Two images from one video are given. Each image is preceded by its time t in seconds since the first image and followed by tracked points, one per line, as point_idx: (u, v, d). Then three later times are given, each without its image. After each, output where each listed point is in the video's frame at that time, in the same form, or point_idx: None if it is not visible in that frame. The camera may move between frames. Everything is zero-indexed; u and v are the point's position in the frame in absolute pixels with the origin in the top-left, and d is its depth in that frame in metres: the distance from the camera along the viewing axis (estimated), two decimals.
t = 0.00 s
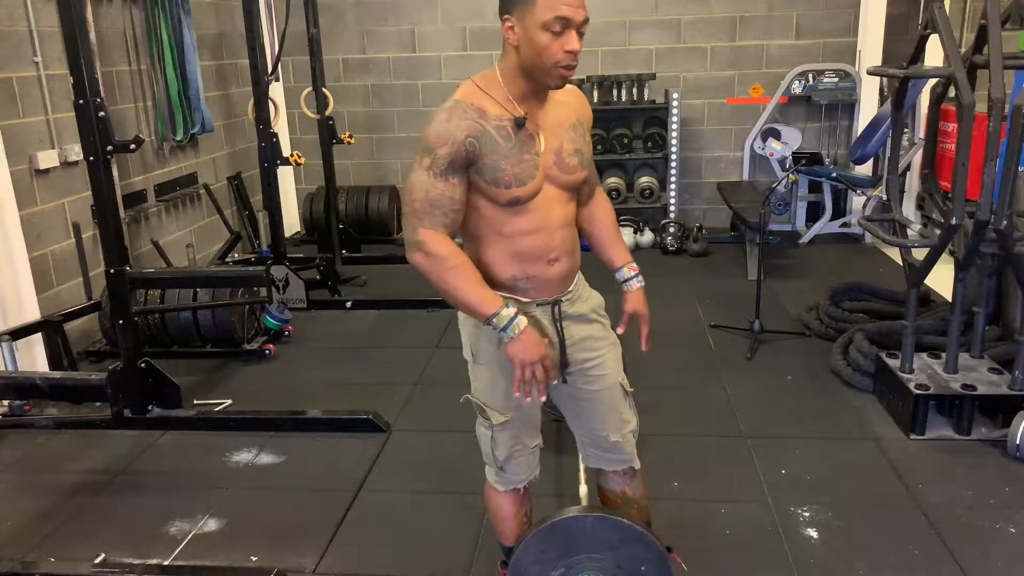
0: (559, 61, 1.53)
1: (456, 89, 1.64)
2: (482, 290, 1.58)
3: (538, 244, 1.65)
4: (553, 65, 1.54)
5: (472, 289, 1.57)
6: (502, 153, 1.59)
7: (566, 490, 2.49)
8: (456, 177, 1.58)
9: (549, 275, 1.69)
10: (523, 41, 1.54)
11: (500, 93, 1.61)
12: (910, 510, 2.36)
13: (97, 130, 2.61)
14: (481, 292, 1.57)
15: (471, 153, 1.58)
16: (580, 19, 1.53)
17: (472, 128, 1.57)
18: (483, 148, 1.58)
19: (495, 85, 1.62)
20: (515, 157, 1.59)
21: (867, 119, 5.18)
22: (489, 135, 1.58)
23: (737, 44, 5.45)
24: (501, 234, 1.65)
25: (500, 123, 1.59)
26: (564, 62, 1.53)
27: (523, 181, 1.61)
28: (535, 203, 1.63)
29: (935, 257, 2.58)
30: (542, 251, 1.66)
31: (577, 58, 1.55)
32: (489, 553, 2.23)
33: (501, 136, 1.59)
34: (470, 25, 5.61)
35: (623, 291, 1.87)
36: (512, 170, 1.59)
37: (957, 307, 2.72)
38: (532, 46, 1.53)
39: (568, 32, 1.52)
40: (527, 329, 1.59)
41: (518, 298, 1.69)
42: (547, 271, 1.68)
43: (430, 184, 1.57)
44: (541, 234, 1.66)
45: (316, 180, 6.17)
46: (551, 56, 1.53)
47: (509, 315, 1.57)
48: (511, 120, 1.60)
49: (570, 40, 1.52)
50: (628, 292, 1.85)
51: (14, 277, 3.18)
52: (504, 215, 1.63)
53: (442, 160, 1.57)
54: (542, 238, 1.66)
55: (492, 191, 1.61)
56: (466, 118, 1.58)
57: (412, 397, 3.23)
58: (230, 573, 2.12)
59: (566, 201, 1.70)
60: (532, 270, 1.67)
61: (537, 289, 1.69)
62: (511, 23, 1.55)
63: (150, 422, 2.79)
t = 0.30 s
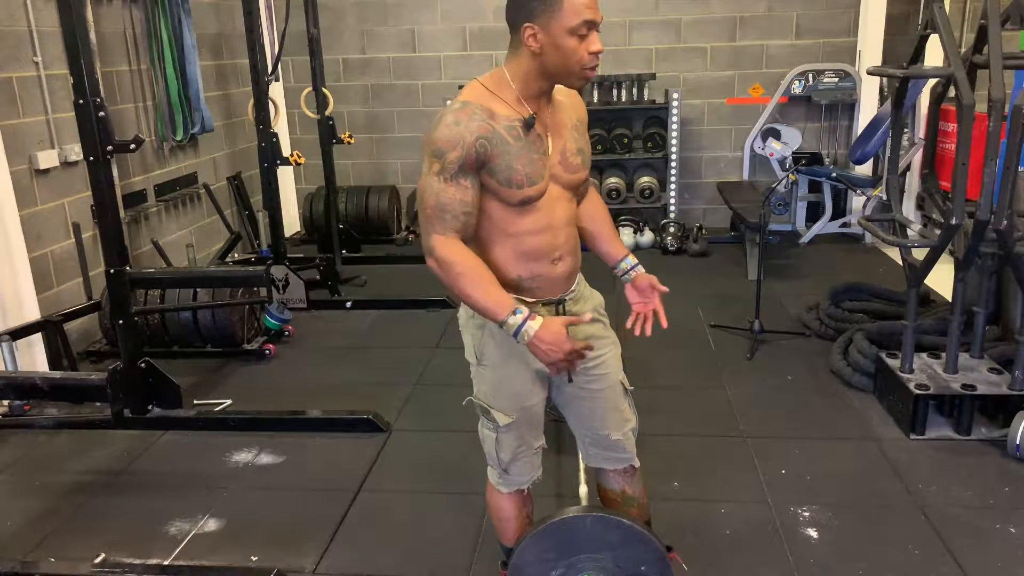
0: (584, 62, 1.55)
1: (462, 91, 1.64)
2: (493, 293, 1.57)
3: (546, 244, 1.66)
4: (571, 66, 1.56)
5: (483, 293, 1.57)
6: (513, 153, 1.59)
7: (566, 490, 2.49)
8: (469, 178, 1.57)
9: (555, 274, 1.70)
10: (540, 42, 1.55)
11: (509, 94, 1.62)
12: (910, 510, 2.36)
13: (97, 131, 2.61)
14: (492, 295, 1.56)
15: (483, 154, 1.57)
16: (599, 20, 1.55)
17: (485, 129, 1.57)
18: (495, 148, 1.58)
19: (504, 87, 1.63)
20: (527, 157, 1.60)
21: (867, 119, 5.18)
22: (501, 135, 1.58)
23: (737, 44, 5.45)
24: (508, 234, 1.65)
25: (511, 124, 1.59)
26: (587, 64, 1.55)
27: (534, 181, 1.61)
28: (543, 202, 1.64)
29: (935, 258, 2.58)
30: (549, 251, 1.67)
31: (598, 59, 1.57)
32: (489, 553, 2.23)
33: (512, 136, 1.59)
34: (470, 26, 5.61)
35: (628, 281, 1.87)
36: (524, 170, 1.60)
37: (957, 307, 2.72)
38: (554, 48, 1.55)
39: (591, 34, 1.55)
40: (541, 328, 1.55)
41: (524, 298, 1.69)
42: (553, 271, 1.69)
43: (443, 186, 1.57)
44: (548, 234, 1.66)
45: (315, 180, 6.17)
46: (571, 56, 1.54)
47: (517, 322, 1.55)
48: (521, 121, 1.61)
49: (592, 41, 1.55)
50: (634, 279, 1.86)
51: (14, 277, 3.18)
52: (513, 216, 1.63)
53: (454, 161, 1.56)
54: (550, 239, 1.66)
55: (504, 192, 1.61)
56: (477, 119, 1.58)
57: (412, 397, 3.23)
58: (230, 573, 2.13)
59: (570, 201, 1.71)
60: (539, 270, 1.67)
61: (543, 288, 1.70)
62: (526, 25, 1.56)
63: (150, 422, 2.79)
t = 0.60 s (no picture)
0: (557, 52, 1.53)
1: (460, 92, 1.65)
2: (488, 298, 1.58)
3: (547, 247, 1.66)
4: (555, 59, 1.54)
5: (478, 297, 1.58)
6: (508, 153, 1.59)
7: (566, 490, 2.49)
8: (464, 178, 1.59)
9: (556, 275, 1.69)
10: (523, 38, 1.54)
11: (504, 94, 1.63)
12: (910, 510, 2.36)
13: (97, 131, 2.61)
14: (487, 300, 1.57)
15: (477, 154, 1.58)
16: (577, 9, 1.53)
17: (479, 129, 1.58)
18: (489, 148, 1.59)
19: (499, 87, 1.63)
20: (522, 156, 1.60)
21: (867, 119, 5.18)
22: (496, 135, 1.59)
23: (737, 44, 5.45)
24: (507, 235, 1.65)
25: (506, 123, 1.60)
26: (563, 54, 1.53)
27: (531, 181, 1.61)
28: (541, 203, 1.64)
29: (935, 258, 2.58)
30: (550, 253, 1.67)
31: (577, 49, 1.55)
32: (489, 553, 2.23)
33: (506, 136, 1.60)
34: (470, 26, 5.61)
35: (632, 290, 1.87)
36: (520, 169, 1.60)
37: (957, 307, 2.72)
38: (529, 41, 1.53)
39: (565, 22, 1.52)
40: (530, 336, 1.54)
41: (523, 298, 1.69)
42: (552, 272, 1.69)
43: (438, 186, 1.59)
44: (547, 234, 1.66)
45: (315, 180, 6.17)
46: (550, 47, 1.53)
47: (507, 327, 1.55)
48: (516, 121, 1.61)
49: (568, 31, 1.52)
50: (637, 290, 1.85)
51: (14, 277, 3.18)
52: (511, 216, 1.63)
53: (447, 161, 1.58)
54: (549, 239, 1.66)
55: (500, 192, 1.62)
56: (471, 119, 1.59)
57: (412, 397, 3.23)
58: (229, 573, 2.13)
59: (572, 202, 1.70)
60: (539, 271, 1.67)
61: (542, 290, 1.70)
62: (509, 22, 1.56)
63: (150, 422, 2.79)
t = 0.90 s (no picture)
0: (534, 40, 1.56)
1: (464, 92, 1.69)
2: (470, 295, 1.64)
3: (543, 246, 1.65)
4: (536, 48, 1.56)
5: (458, 294, 1.64)
6: (499, 150, 1.61)
7: (566, 490, 2.49)
8: (455, 174, 1.63)
9: (555, 276, 1.68)
10: (506, 30, 1.58)
11: (501, 91, 1.65)
12: (910, 510, 2.36)
13: (96, 130, 2.61)
14: (468, 298, 1.63)
15: (467, 150, 1.62)
16: None
17: (470, 126, 1.62)
18: (479, 144, 1.61)
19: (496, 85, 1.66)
20: (513, 153, 1.61)
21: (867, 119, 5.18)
22: (488, 132, 1.61)
23: (737, 44, 5.44)
24: (503, 233, 1.66)
25: (500, 120, 1.62)
26: (540, 41, 1.56)
27: (523, 178, 1.61)
28: (536, 201, 1.63)
29: (935, 257, 2.58)
30: (546, 253, 1.66)
31: (556, 36, 1.56)
32: (489, 553, 2.23)
33: (499, 133, 1.61)
34: (470, 26, 5.61)
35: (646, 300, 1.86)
36: (510, 166, 1.60)
37: (957, 307, 2.72)
38: (512, 34, 1.58)
39: (540, 10, 1.54)
40: (501, 338, 1.58)
41: (523, 299, 1.69)
42: (551, 273, 1.67)
43: (431, 182, 1.65)
44: (546, 234, 1.65)
45: (315, 180, 6.17)
46: (529, 37, 1.56)
47: (482, 327, 1.60)
48: (511, 118, 1.62)
49: (543, 17, 1.54)
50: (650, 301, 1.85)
51: (14, 277, 3.18)
52: (506, 214, 1.64)
53: (438, 157, 1.63)
54: (546, 239, 1.65)
55: (493, 189, 1.63)
56: (464, 117, 1.63)
57: (412, 397, 3.23)
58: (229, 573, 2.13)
59: (576, 202, 1.67)
60: (535, 271, 1.67)
61: (542, 290, 1.68)
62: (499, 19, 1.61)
63: (150, 422, 2.79)
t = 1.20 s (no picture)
0: (529, 39, 1.57)
1: (468, 91, 1.72)
2: (467, 279, 1.65)
3: (539, 246, 1.65)
4: (531, 44, 1.57)
5: (455, 279, 1.65)
6: (496, 148, 1.62)
7: (567, 490, 2.49)
8: (450, 170, 1.67)
9: (553, 277, 1.67)
10: (502, 28, 1.60)
11: (502, 90, 1.66)
12: (910, 510, 2.36)
13: (96, 130, 2.61)
14: (465, 280, 1.64)
15: (464, 148, 1.64)
16: None
17: (467, 123, 1.64)
18: (475, 142, 1.63)
19: (498, 83, 1.67)
20: (508, 150, 1.61)
21: (867, 119, 5.17)
22: (485, 130, 1.63)
23: (737, 44, 5.44)
24: (500, 231, 1.67)
25: (498, 118, 1.63)
26: (535, 39, 1.56)
27: (519, 177, 1.61)
28: (533, 201, 1.63)
29: (935, 258, 2.58)
30: (543, 253, 1.65)
31: (552, 34, 1.56)
32: (489, 554, 2.23)
33: (496, 131, 1.63)
34: (470, 26, 5.61)
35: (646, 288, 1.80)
36: (505, 164, 1.61)
37: (957, 307, 2.72)
38: (509, 32, 1.59)
39: (535, 8, 1.55)
40: (500, 314, 1.58)
41: (520, 298, 1.69)
42: (548, 273, 1.67)
43: (429, 178, 1.68)
44: (544, 234, 1.65)
45: (315, 180, 6.17)
46: (524, 35, 1.56)
47: (479, 306, 1.60)
48: (509, 117, 1.64)
49: (538, 14, 1.55)
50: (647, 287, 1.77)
51: (14, 277, 3.18)
52: (502, 212, 1.65)
53: (437, 154, 1.66)
54: (543, 239, 1.65)
55: (490, 187, 1.64)
56: (463, 114, 1.65)
57: (412, 397, 3.23)
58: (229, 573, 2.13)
59: (576, 204, 1.66)
60: (532, 270, 1.67)
61: (540, 290, 1.68)
62: (498, 18, 1.63)
63: (149, 422, 2.79)
